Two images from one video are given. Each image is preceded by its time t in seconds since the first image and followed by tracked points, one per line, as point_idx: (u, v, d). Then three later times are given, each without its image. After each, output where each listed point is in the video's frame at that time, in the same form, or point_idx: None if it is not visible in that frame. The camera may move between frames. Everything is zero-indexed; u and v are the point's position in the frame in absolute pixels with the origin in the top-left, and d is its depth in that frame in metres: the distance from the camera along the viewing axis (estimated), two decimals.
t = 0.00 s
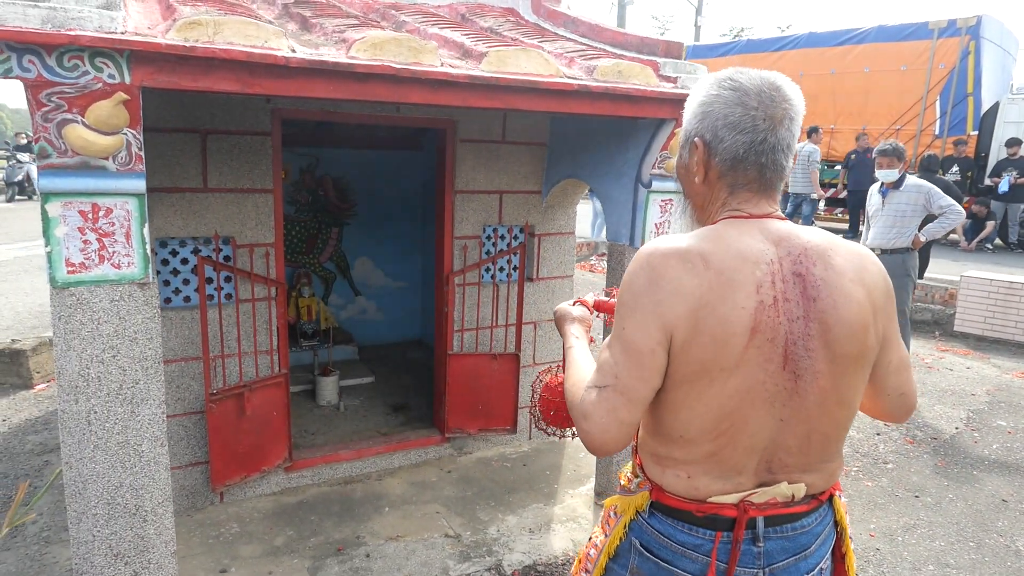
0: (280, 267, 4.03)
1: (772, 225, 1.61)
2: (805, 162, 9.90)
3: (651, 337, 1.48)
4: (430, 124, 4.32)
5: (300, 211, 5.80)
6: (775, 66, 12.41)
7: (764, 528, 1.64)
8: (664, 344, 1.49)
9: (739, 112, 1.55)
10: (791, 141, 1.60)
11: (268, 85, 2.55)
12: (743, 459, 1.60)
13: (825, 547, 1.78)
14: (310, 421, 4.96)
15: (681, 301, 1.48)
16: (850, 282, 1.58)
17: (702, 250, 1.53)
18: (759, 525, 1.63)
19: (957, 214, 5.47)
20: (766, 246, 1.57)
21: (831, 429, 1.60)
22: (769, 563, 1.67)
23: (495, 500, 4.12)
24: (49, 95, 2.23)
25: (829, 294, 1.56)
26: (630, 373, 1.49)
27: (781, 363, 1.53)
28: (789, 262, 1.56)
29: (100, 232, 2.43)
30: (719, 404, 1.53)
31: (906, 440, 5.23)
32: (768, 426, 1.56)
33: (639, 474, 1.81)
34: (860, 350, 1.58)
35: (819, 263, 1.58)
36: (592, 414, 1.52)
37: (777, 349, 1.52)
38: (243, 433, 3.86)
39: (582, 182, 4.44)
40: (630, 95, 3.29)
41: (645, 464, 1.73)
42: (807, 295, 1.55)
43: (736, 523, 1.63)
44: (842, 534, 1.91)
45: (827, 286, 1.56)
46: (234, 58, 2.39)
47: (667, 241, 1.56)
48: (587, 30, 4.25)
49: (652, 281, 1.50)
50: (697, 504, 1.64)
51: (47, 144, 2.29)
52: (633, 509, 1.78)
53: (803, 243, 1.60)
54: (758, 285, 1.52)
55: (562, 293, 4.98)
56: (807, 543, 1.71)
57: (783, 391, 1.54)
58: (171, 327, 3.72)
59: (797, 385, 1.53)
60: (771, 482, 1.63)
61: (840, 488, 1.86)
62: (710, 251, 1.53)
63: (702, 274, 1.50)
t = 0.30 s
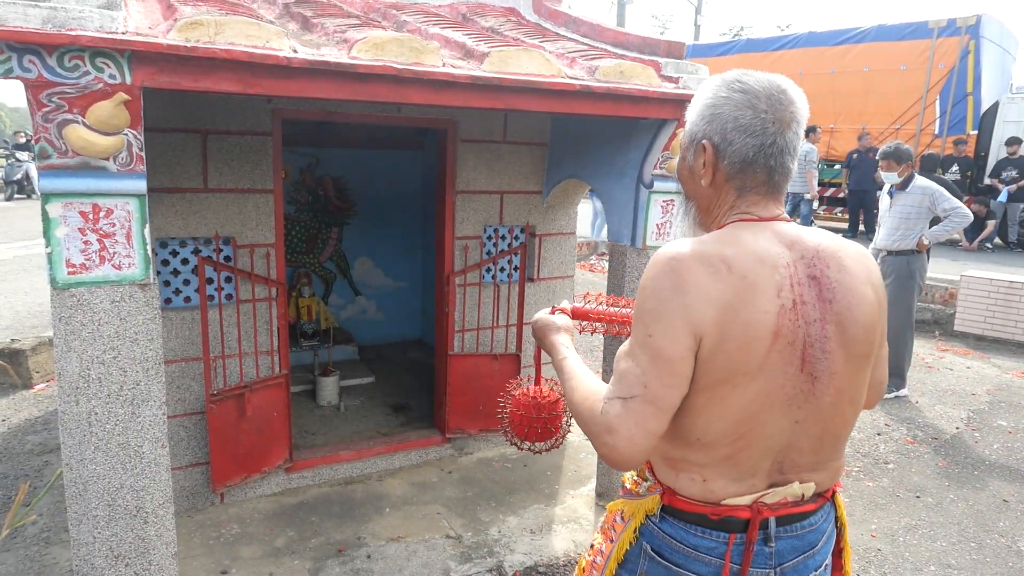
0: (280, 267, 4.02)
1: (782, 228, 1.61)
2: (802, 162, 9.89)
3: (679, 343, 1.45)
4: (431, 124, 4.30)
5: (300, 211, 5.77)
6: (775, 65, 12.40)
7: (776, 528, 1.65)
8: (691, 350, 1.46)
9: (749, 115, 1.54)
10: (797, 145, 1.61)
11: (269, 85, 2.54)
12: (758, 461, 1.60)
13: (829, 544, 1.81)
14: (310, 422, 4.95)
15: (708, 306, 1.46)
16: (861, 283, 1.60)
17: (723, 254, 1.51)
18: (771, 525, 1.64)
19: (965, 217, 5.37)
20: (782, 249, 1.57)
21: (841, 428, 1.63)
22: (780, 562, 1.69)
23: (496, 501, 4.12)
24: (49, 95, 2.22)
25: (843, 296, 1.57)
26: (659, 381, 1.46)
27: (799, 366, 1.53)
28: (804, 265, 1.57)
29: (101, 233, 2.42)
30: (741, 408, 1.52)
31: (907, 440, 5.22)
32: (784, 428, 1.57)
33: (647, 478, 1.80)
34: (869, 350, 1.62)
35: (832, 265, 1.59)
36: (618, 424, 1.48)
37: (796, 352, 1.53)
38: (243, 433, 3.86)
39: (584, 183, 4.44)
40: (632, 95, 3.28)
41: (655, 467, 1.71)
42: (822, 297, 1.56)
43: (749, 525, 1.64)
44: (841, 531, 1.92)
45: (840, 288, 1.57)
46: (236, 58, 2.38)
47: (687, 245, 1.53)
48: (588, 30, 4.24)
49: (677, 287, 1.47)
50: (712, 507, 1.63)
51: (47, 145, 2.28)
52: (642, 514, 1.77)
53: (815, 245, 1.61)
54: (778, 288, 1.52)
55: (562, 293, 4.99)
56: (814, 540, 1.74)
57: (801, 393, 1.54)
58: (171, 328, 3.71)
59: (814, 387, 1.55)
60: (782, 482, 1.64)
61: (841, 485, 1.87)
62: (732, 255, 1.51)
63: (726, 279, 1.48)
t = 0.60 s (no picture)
0: (284, 269, 4.03)
1: (787, 234, 1.63)
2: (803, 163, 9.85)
3: (697, 349, 1.45)
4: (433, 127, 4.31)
5: (302, 212, 5.74)
6: (774, 66, 12.42)
7: (784, 527, 1.67)
8: (708, 355, 1.46)
9: (751, 123, 1.56)
10: (798, 152, 1.63)
11: (274, 89, 2.55)
12: (768, 462, 1.62)
13: (833, 544, 1.84)
14: (312, 423, 4.97)
15: (724, 312, 1.46)
16: (864, 286, 1.63)
17: (735, 260, 1.51)
18: (780, 525, 1.66)
19: (962, 224, 5.31)
20: (790, 253, 1.59)
21: (847, 427, 1.66)
22: (788, 562, 1.71)
23: (498, 502, 4.13)
24: (57, 100, 2.23)
25: (848, 299, 1.60)
26: (677, 387, 1.46)
27: (808, 367, 1.55)
28: (811, 269, 1.59)
29: (107, 237, 2.43)
30: (753, 410, 1.54)
31: (907, 441, 5.24)
32: (794, 429, 1.58)
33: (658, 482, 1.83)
34: (871, 349, 1.65)
35: (838, 268, 1.62)
36: (637, 431, 1.47)
37: (805, 354, 1.54)
38: (247, 433, 3.88)
39: (587, 186, 4.48)
40: (634, 98, 3.29)
41: (667, 471, 1.73)
42: (829, 300, 1.58)
43: (759, 525, 1.66)
44: (843, 534, 1.94)
45: (846, 290, 1.60)
46: (241, 63, 2.40)
47: (700, 252, 1.53)
48: (590, 32, 4.26)
49: (694, 293, 1.47)
50: (722, 508, 1.65)
51: (54, 149, 2.29)
52: (653, 517, 1.78)
53: (821, 250, 1.63)
54: (788, 293, 1.54)
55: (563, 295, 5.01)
56: (820, 540, 1.76)
57: (810, 394, 1.56)
58: (174, 329, 3.72)
59: (823, 387, 1.57)
60: (790, 482, 1.66)
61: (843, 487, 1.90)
62: (744, 261, 1.52)
63: (740, 285, 1.49)
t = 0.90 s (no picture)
0: (288, 274, 4.06)
1: (790, 244, 1.66)
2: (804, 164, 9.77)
3: (710, 362, 1.48)
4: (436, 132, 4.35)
5: (304, 215, 5.72)
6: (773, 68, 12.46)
7: (786, 529, 1.70)
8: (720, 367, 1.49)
9: (754, 136, 1.59)
10: (799, 163, 1.66)
11: (281, 99, 2.58)
12: (774, 466, 1.65)
13: (832, 544, 1.87)
14: (315, 426, 5.00)
15: (736, 325, 1.49)
16: (863, 294, 1.68)
17: (745, 274, 1.54)
18: (782, 527, 1.69)
19: (957, 228, 5.31)
20: (793, 264, 1.62)
21: (849, 429, 1.70)
22: (789, 562, 1.74)
23: (500, 505, 4.16)
24: (67, 110, 2.27)
25: (849, 306, 1.64)
26: (690, 399, 1.49)
27: (812, 374, 1.59)
28: (813, 279, 1.63)
29: (115, 244, 2.46)
30: (761, 417, 1.57)
31: (906, 443, 5.28)
32: (798, 434, 1.62)
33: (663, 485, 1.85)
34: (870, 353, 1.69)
35: (839, 277, 1.65)
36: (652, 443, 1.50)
37: (810, 361, 1.58)
38: (251, 437, 3.91)
39: (587, 191, 4.53)
40: (635, 105, 3.33)
41: (673, 476, 1.76)
42: (832, 308, 1.62)
43: (761, 526, 1.69)
44: (842, 534, 1.97)
45: (846, 297, 1.64)
46: (248, 73, 2.43)
47: (711, 267, 1.56)
48: (591, 39, 4.30)
49: (707, 307, 1.49)
50: (727, 510, 1.69)
51: (64, 159, 2.32)
52: (657, 520, 1.81)
53: (822, 260, 1.67)
54: (794, 303, 1.57)
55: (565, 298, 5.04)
56: (821, 540, 1.79)
57: (815, 400, 1.60)
58: (180, 334, 3.75)
59: (827, 392, 1.60)
60: (792, 484, 1.69)
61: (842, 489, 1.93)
62: (752, 273, 1.55)
63: (750, 298, 1.52)
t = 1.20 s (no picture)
0: (286, 274, 4.04)
1: (792, 244, 1.67)
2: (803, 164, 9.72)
3: (721, 364, 1.47)
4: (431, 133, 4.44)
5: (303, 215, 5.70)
6: (772, 68, 12.48)
7: (789, 526, 1.71)
8: (730, 369, 1.48)
9: (754, 135, 1.59)
10: (798, 162, 1.66)
11: (279, 98, 2.58)
12: (779, 464, 1.66)
13: (831, 542, 1.88)
14: (314, 426, 4.99)
15: (747, 327, 1.49)
16: (863, 290, 1.69)
17: (752, 275, 1.54)
18: (785, 524, 1.70)
19: (944, 227, 5.25)
20: (797, 263, 1.62)
21: (851, 426, 1.71)
22: (792, 560, 1.75)
23: (500, 505, 4.16)
24: (65, 109, 2.27)
25: (851, 303, 1.65)
26: (703, 403, 1.48)
27: (816, 372, 1.59)
28: (817, 278, 1.63)
29: (113, 244, 2.45)
30: (768, 417, 1.57)
31: (906, 442, 5.27)
32: (801, 431, 1.63)
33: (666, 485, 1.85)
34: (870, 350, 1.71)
35: (841, 275, 1.66)
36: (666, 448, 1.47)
37: (814, 359, 1.59)
38: (250, 437, 3.90)
39: (586, 191, 4.55)
40: (634, 104, 3.32)
41: (676, 476, 1.76)
42: (835, 306, 1.63)
43: (766, 524, 1.69)
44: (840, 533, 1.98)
45: (849, 296, 1.65)
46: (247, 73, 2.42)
47: (720, 269, 1.56)
48: (590, 38, 4.29)
49: (717, 309, 1.48)
50: (731, 509, 1.69)
51: (62, 158, 2.32)
52: (661, 519, 1.81)
53: (825, 258, 1.67)
54: (799, 303, 1.57)
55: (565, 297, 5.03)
56: (822, 537, 1.80)
57: (819, 398, 1.61)
58: (179, 334, 3.75)
59: (831, 390, 1.61)
60: (794, 482, 1.71)
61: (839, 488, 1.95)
62: (759, 274, 1.55)
63: (759, 299, 1.52)
